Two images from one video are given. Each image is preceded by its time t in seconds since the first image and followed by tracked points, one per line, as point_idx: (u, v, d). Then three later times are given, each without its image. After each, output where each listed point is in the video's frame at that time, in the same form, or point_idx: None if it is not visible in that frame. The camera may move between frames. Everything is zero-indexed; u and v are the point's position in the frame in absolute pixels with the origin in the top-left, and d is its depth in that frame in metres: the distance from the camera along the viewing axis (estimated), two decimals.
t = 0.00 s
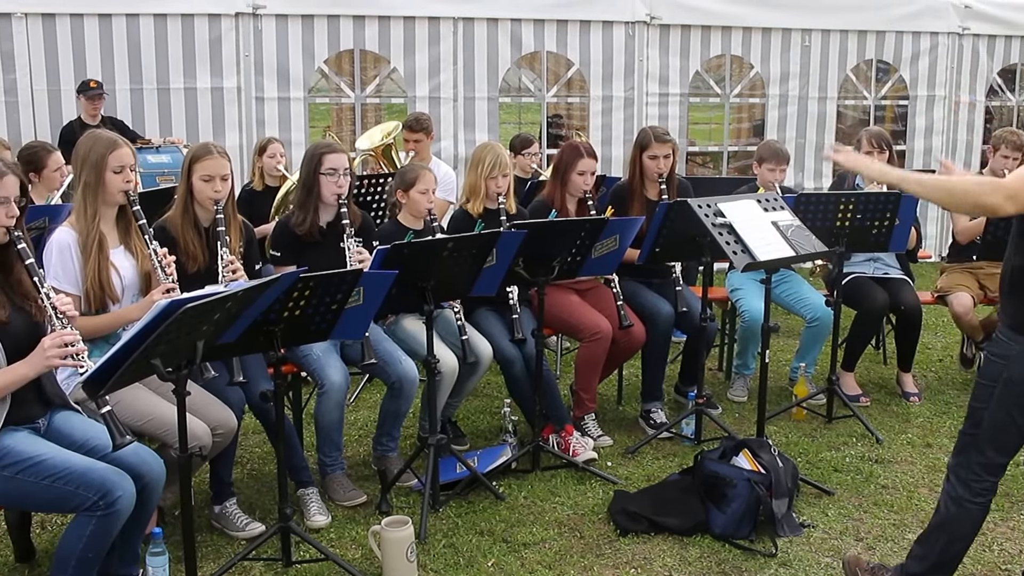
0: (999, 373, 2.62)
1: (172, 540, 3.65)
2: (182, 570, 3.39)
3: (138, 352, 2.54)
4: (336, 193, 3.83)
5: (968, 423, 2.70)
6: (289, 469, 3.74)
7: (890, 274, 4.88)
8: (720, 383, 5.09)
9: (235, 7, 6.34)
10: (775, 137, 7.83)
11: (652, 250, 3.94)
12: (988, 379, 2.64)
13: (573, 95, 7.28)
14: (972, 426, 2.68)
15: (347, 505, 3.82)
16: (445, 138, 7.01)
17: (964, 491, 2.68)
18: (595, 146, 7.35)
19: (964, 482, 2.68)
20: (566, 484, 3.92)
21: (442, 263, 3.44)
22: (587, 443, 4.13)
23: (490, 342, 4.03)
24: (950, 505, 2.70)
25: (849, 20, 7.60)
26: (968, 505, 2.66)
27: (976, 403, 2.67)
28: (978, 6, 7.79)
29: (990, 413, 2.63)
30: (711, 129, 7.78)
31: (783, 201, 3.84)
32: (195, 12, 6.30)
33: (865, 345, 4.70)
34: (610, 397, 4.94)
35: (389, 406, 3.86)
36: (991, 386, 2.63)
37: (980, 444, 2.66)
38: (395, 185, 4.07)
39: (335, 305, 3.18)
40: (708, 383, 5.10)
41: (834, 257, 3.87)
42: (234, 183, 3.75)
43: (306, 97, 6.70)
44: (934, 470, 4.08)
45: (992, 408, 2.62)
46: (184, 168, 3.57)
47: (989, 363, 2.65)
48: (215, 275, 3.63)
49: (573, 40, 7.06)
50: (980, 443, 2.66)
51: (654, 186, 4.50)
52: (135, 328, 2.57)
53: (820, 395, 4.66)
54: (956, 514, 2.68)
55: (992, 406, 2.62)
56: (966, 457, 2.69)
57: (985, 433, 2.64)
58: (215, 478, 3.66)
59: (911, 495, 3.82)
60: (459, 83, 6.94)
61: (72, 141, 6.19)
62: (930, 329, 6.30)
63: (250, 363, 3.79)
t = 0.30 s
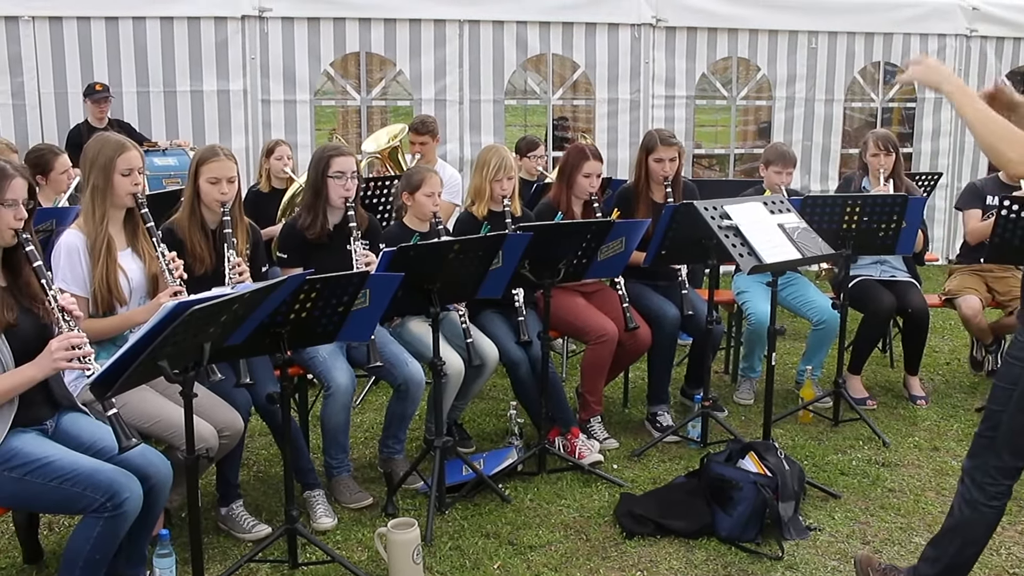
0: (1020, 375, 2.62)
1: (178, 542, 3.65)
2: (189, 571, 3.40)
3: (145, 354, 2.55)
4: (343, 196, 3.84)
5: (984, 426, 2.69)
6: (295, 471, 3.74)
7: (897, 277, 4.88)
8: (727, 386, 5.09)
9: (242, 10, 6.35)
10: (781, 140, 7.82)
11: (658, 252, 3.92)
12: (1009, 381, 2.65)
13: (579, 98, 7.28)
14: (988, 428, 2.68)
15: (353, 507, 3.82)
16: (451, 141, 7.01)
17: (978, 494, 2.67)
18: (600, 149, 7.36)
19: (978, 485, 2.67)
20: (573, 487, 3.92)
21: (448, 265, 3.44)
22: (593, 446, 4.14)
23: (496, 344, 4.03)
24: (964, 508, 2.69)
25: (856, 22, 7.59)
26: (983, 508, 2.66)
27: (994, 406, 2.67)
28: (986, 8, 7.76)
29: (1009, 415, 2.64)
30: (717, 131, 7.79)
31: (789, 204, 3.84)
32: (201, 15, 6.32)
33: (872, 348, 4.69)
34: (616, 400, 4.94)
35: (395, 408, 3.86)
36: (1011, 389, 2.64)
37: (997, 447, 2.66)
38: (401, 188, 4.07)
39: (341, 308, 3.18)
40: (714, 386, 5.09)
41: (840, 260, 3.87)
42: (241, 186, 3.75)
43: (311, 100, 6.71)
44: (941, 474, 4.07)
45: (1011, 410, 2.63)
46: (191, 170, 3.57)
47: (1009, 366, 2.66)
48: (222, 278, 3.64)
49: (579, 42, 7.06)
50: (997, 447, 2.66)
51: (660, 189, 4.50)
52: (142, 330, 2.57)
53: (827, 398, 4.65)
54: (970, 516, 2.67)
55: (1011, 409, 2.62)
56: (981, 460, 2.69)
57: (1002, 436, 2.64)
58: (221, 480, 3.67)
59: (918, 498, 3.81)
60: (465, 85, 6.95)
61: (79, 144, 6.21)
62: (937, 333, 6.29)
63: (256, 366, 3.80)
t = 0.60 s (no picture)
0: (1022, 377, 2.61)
1: (180, 545, 3.64)
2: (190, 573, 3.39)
3: (146, 357, 2.54)
4: (343, 198, 3.84)
5: (985, 426, 2.69)
6: (297, 473, 3.73)
7: (898, 278, 4.89)
8: (728, 387, 5.09)
9: (242, 11, 6.34)
10: (782, 141, 7.83)
11: (659, 253, 3.93)
12: (1011, 382, 2.63)
13: (580, 99, 7.29)
14: (989, 429, 2.68)
15: (355, 509, 3.81)
16: (452, 143, 7.01)
17: (979, 495, 2.67)
18: (602, 150, 7.36)
19: (979, 486, 2.67)
20: (574, 489, 3.92)
21: (449, 267, 3.43)
22: (595, 447, 4.14)
23: (497, 346, 4.03)
24: (965, 509, 2.69)
25: (858, 24, 7.59)
26: (983, 509, 2.66)
27: (995, 407, 2.66)
28: (987, 10, 7.77)
29: (1010, 417, 2.63)
30: (718, 132, 7.80)
31: (791, 205, 3.84)
32: (202, 16, 6.31)
33: (873, 349, 4.70)
34: (617, 402, 4.94)
35: (396, 410, 3.86)
36: (1013, 390, 2.62)
37: (997, 448, 2.65)
38: (402, 189, 4.07)
39: (343, 309, 3.18)
40: (715, 388, 5.10)
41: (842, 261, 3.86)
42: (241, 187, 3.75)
43: (313, 101, 6.71)
44: (943, 475, 4.08)
45: (1011, 412, 2.62)
46: (192, 172, 3.57)
47: (1011, 367, 2.65)
48: (223, 279, 3.63)
49: (580, 44, 7.07)
50: (997, 448, 2.65)
51: (661, 190, 4.50)
52: (142, 333, 2.56)
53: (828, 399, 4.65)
54: (971, 517, 2.68)
55: (1012, 410, 2.62)
56: (981, 461, 2.69)
57: (1003, 437, 2.64)
58: (222, 482, 3.66)
59: (919, 499, 3.81)
60: (467, 87, 6.95)
61: (79, 146, 6.20)
62: (938, 334, 6.29)
63: (258, 367, 3.79)
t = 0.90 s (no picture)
0: (1016, 370, 2.60)
1: (179, 546, 3.64)
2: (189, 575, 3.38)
3: (144, 357, 2.54)
4: (340, 198, 3.83)
5: (980, 424, 2.69)
6: (296, 475, 3.73)
7: (897, 277, 4.89)
8: (727, 387, 5.09)
9: (240, 11, 6.33)
10: (781, 141, 7.83)
11: (659, 253, 3.93)
12: (1004, 377, 2.62)
13: (579, 99, 7.29)
14: (984, 427, 2.68)
15: (354, 510, 3.81)
16: (451, 143, 7.01)
17: (974, 496, 2.67)
18: (601, 150, 7.35)
19: (974, 486, 2.68)
20: (574, 489, 3.91)
21: (448, 268, 3.43)
22: (594, 448, 4.14)
23: (496, 347, 4.02)
24: (962, 511, 2.70)
25: (856, 23, 7.60)
26: (979, 510, 2.66)
27: (989, 402, 2.66)
28: (985, 10, 7.78)
29: (1004, 412, 2.62)
30: (717, 132, 7.80)
31: (790, 205, 3.84)
32: (200, 16, 6.30)
33: (872, 349, 4.70)
34: (617, 402, 4.94)
35: (396, 410, 3.85)
36: (1007, 384, 2.61)
37: (992, 445, 2.65)
38: (401, 189, 4.06)
39: (342, 310, 3.17)
40: (715, 387, 5.10)
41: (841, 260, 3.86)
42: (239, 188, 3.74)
43: (311, 102, 6.71)
44: (942, 473, 4.08)
45: (1005, 407, 2.61)
46: (190, 173, 3.56)
47: (1005, 361, 2.64)
48: (222, 280, 3.63)
49: (579, 44, 7.06)
50: (992, 446, 2.65)
51: (660, 190, 4.51)
52: (141, 333, 2.56)
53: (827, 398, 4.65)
54: (968, 520, 2.68)
55: (1005, 405, 2.61)
56: (976, 460, 2.69)
57: (997, 434, 2.64)
58: (221, 483, 3.65)
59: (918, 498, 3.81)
60: (465, 87, 6.94)
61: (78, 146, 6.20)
62: (937, 333, 6.30)
63: (257, 369, 3.79)
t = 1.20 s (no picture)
0: (1004, 375, 2.60)
1: (176, 548, 3.63)
2: None
3: (140, 358, 2.53)
4: (335, 198, 3.82)
5: (971, 433, 2.69)
6: (293, 475, 3.72)
7: (894, 277, 4.89)
8: (725, 387, 5.09)
9: (237, 11, 6.32)
10: (777, 141, 7.84)
11: (657, 253, 3.93)
12: (993, 381, 2.62)
13: (576, 99, 7.28)
14: (976, 433, 2.68)
15: (352, 510, 3.80)
16: (449, 143, 7.00)
17: (978, 507, 2.69)
18: (599, 150, 7.35)
19: (976, 497, 2.69)
20: (571, 489, 3.91)
21: (445, 268, 3.42)
22: (592, 448, 4.13)
23: (494, 347, 4.02)
24: (971, 526, 2.71)
25: (853, 23, 7.62)
26: (986, 520, 2.68)
27: (979, 408, 2.66)
28: (980, 10, 7.80)
29: (995, 418, 2.62)
30: (713, 132, 7.81)
31: (787, 205, 3.84)
32: (197, 16, 6.29)
33: (869, 349, 4.71)
34: (615, 402, 4.93)
35: (393, 410, 3.84)
36: (996, 389, 2.61)
37: (985, 450, 2.65)
38: (397, 189, 4.05)
39: (339, 310, 3.16)
40: (712, 387, 5.10)
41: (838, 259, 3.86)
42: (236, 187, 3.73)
43: (308, 101, 6.69)
44: (939, 472, 4.08)
45: (996, 412, 2.61)
46: (186, 173, 3.55)
47: (992, 364, 2.64)
48: (218, 280, 3.62)
49: (576, 44, 7.07)
50: (986, 453, 2.66)
51: (657, 190, 4.51)
52: (137, 334, 2.55)
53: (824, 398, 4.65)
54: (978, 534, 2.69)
55: (995, 411, 2.61)
56: (972, 468, 2.70)
57: (989, 441, 2.64)
58: (218, 484, 3.64)
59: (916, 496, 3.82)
60: (463, 87, 6.94)
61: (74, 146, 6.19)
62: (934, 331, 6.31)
63: (254, 369, 3.78)
